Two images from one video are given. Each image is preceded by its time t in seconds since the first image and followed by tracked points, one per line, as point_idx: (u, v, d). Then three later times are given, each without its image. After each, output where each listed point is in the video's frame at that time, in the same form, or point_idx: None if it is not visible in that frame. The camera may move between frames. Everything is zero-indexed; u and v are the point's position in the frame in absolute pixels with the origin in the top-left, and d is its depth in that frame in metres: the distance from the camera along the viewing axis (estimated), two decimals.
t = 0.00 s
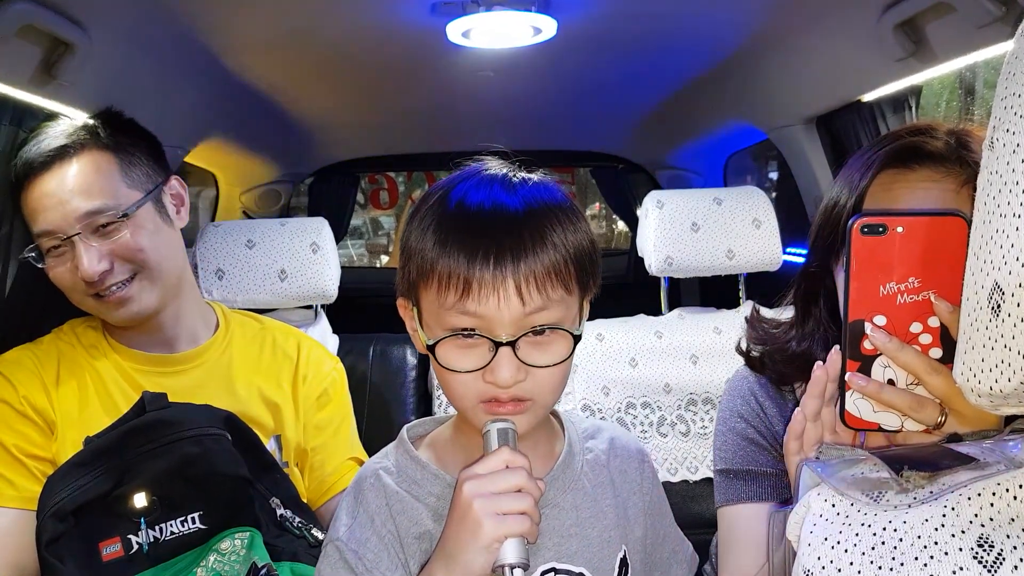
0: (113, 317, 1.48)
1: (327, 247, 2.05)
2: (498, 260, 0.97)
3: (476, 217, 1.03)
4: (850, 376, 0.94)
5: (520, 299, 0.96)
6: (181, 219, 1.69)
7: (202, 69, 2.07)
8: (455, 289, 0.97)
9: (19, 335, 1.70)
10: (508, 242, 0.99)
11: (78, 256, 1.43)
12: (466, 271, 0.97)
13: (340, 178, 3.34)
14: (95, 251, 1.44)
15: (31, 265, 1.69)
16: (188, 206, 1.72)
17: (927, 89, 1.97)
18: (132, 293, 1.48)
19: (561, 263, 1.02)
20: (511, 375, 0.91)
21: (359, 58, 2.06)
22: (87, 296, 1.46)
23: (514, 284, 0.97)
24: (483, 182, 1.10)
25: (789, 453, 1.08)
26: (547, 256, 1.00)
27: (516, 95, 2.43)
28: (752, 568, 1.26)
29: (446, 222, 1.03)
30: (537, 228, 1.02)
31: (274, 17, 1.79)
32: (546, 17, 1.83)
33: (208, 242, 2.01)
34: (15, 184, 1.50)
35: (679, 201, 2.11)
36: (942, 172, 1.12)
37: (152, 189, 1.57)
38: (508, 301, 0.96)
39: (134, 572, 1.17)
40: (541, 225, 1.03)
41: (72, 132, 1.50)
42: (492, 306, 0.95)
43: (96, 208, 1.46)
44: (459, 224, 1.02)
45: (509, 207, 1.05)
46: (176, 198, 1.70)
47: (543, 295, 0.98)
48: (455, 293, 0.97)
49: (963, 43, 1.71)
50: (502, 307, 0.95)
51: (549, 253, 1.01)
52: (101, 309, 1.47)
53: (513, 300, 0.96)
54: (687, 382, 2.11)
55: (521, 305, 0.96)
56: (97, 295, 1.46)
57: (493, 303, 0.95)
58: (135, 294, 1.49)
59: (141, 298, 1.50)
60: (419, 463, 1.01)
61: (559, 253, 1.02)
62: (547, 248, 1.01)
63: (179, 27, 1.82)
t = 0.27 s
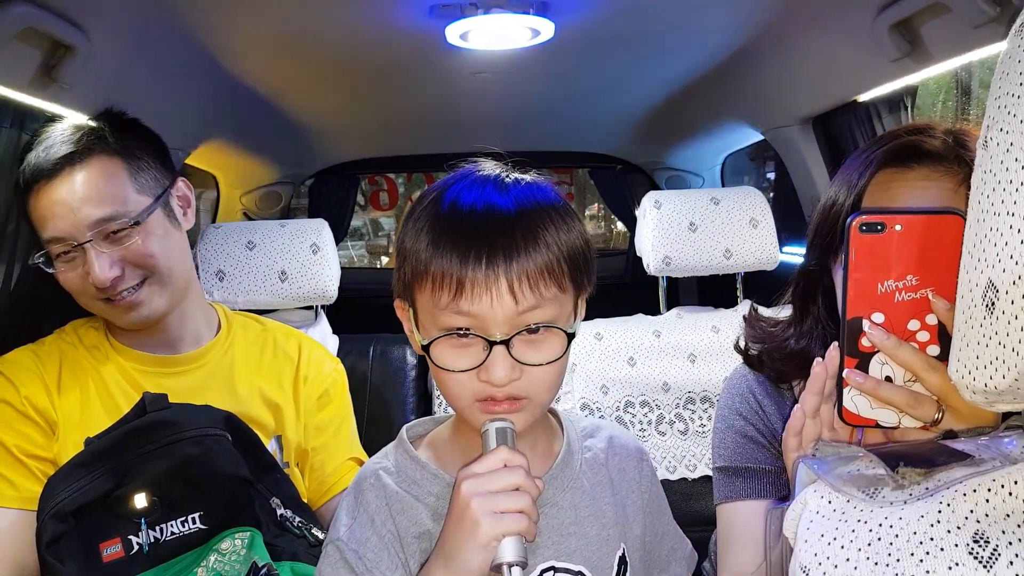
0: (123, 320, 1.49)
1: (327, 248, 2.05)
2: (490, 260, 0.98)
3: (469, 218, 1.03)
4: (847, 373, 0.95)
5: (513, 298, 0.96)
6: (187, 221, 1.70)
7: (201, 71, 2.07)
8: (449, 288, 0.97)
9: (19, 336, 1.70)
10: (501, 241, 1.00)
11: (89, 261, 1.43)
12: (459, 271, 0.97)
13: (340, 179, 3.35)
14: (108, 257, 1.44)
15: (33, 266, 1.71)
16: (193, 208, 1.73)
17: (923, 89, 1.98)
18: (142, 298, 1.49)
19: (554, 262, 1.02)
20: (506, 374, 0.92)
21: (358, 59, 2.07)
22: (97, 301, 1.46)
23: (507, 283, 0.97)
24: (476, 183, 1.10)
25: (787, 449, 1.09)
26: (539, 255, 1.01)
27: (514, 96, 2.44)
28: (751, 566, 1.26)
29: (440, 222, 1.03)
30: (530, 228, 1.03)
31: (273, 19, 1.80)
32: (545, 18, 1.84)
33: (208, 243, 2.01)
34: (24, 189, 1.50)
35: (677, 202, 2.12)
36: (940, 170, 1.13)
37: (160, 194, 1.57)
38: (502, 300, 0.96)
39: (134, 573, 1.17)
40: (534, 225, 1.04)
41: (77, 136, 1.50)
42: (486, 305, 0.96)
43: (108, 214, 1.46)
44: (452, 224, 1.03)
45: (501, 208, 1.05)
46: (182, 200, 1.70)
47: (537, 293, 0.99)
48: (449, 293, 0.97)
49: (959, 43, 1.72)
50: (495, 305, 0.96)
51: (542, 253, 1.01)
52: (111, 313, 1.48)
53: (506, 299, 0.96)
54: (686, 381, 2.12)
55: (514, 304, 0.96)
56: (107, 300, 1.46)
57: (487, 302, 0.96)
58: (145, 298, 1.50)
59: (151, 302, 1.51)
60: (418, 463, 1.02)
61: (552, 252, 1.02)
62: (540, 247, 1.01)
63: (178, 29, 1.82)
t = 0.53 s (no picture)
0: (129, 319, 1.49)
1: (327, 248, 2.05)
2: (490, 260, 0.97)
3: (469, 218, 1.03)
4: (849, 374, 0.94)
5: (513, 299, 0.96)
6: (194, 221, 1.70)
7: (202, 70, 2.07)
8: (448, 289, 0.97)
9: (19, 335, 1.70)
10: (501, 242, 0.99)
11: (99, 260, 1.43)
12: (459, 272, 0.97)
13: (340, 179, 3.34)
14: (118, 257, 1.44)
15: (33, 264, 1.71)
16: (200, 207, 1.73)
17: (925, 89, 1.97)
18: (151, 297, 1.49)
19: (554, 262, 1.02)
20: (505, 375, 0.91)
21: (358, 58, 2.06)
22: (105, 299, 1.46)
23: (506, 284, 0.96)
24: (476, 183, 1.10)
25: (786, 451, 1.10)
26: (539, 255, 1.00)
27: (514, 95, 2.43)
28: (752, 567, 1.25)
29: (440, 223, 1.03)
30: (530, 229, 1.02)
31: (272, 18, 1.79)
32: (545, 17, 1.83)
33: (207, 242, 2.01)
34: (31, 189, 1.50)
35: (678, 201, 2.12)
36: (943, 170, 1.13)
37: (171, 195, 1.57)
38: (501, 301, 0.96)
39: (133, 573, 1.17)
40: (534, 226, 1.03)
41: (81, 136, 1.49)
42: (486, 306, 0.95)
43: (120, 214, 1.46)
44: (452, 224, 1.02)
45: (502, 208, 1.05)
46: (189, 200, 1.70)
47: (537, 294, 0.98)
48: (448, 293, 0.97)
49: (961, 43, 1.71)
50: (495, 306, 0.95)
51: (542, 253, 1.01)
52: (118, 312, 1.47)
53: (506, 300, 0.96)
54: (687, 382, 2.11)
55: (515, 305, 0.96)
56: (116, 299, 1.46)
57: (486, 303, 0.95)
58: (153, 298, 1.50)
59: (159, 302, 1.50)
60: (417, 463, 1.01)
61: (553, 253, 1.02)
62: (540, 248, 1.01)
63: (178, 29, 1.82)
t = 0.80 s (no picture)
0: (129, 318, 1.48)
1: (327, 248, 2.05)
2: (490, 262, 0.97)
3: (469, 219, 1.03)
4: (849, 374, 0.94)
5: (513, 300, 0.96)
6: (195, 220, 1.70)
7: (202, 70, 2.07)
8: (448, 290, 0.97)
9: (19, 336, 1.70)
10: (501, 243, 0.99)
11: (99, 258, 1.43)
12: (459, 273, 0.97)
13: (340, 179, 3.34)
14: (118, 255, 1.44)
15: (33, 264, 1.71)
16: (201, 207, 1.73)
17: (925, 89, 1.97)
18: (150, 296, 1.49)
19: (554, 263, 1.02)
20: (505, 376, 0.91)
21: (357, 58, 2.06)
22: (105, 297, 1.46)
23: (506, 285, 0.97)
24: (476, 184, 1.10)
25: (784, 452, 1.09)
26: (539, 256, 1.00)
27: (514, 95, 2.44)
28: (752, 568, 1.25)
29: (440, 224, 1.03)
30: (530, 230, 1.02)
31: (271, 18, 1.79)
32: (545, 17, 1.83)
33: (207, 242, 2.01)
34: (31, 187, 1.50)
35: (678, 201, 2.12)
36: (944, 170, 1.13)
37: (172, 194, 1.57)
38: (501, 302, 0.96)
39: (133, 573, 1.17)
40: (534, 227, 1.03)
41: (82, 134, 1.49)
42: (485, 307, 0.95)
43: (120, 212, 1.46)
44: (452, 225, 1.02)
45: (502, 209, 1.05)
46: (190, 199, 1.70)
47: (537, 295, 0.98)
48: (448, 295, 0.97)
49: (961, 43, 1.71)
50: (495, 307, 0.95)
51: (542, 254, 1.01)
52: (118, 310, 1.47)
53: (506, 301, 0.96)
54: (687, 382, 2.11)
55: (514, 306, 0.96)
56: (116, 297, 1.46)
57: (486, 304, 0.95)
58: (153, 297, 1.50)
59: (159, 301, 1.50)
60: (417, 464, 1.01)
61: (552, 254, 1.02)
62: (540, 249, 1.01)
63: (178, 29, 1.82)
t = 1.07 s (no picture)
0: (128, 317, 1.49)
1: (327, 248, 2.06)
2: (489, 262, 0.97)
3: (469, 219, 1.03)
4: (849, 375, 0.94)
5: (512, 300, 0.96)
6: (194, 219, 1.70)
7: (203, 70, 2.07)
8: (447, 290, 0.97)
9: (20, 335, 1.70)
10: (500, 243, 0.99)
11: (98, 257, 1.43)
12: (458, 273, 0.97)
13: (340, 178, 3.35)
14: (118, 253, 1.44)
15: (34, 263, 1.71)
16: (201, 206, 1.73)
17: (926, 89, 1.97)
18: (150, 295, 1.49)
19: (553, 263, 1.02)
20: (505, 376, 0.91)
21: (358, 58, 2.06)
22: (104, 296, 1.46)
23: (505, 285, 0.97)
24: (476, 184, 1.10)
25: (785, 452, 1.10)
26: (539, 256, 1.01)
27: (515, 96, 2.44)
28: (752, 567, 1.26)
29: (440, 223, 1.03)
30: (529, 229, 1.02)
31: (272, 18, 1.80)
32: (546, 18, 1.84)
33: (207, 242, 2.01)
34: (31, 186, 1.50)
35: (678, 202, 2.12)
36: (944, 171, 1.13)
37: (171, 192, 1.57)
38: (500, 302, 0.96)
39: (134, 572, 1.17)
40: (534, 227, 1.03)
41: (81, 133, 1.49)
42: (484, 307, 0.95)
43: (119, 210, 1.46)
44: (452, 225, 1.02)
45: (501, 209, 1.05)
46: (189, 198, 1.70)
47: (536, 295, 0.98)
48: (447, 294, 0.97)
49: (962, 44, 1.71)
50: (494, 307, 0.95)
51: (541, 254, 1.01)
52: (117, 309, 1.47)
53: (505, 301, 0.96)
54: (687, 382, 2.11)
55: (514, 306, 0.96)
56: (115, 295, 1.46)
57: (485, 304, 0.95)
58: (153, 295, 1.50)
59: (158, 300, 1.50)
60: (418, 464, 1.01)
61: (552, 254, 1.02)
62: (539, 249, 1.01)
63: (180, 29, 1.82)
